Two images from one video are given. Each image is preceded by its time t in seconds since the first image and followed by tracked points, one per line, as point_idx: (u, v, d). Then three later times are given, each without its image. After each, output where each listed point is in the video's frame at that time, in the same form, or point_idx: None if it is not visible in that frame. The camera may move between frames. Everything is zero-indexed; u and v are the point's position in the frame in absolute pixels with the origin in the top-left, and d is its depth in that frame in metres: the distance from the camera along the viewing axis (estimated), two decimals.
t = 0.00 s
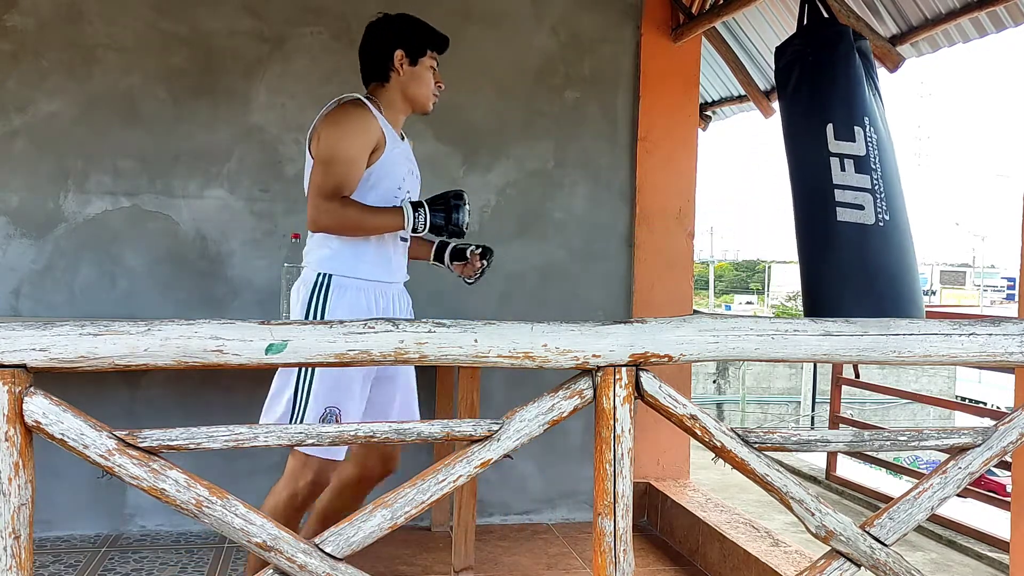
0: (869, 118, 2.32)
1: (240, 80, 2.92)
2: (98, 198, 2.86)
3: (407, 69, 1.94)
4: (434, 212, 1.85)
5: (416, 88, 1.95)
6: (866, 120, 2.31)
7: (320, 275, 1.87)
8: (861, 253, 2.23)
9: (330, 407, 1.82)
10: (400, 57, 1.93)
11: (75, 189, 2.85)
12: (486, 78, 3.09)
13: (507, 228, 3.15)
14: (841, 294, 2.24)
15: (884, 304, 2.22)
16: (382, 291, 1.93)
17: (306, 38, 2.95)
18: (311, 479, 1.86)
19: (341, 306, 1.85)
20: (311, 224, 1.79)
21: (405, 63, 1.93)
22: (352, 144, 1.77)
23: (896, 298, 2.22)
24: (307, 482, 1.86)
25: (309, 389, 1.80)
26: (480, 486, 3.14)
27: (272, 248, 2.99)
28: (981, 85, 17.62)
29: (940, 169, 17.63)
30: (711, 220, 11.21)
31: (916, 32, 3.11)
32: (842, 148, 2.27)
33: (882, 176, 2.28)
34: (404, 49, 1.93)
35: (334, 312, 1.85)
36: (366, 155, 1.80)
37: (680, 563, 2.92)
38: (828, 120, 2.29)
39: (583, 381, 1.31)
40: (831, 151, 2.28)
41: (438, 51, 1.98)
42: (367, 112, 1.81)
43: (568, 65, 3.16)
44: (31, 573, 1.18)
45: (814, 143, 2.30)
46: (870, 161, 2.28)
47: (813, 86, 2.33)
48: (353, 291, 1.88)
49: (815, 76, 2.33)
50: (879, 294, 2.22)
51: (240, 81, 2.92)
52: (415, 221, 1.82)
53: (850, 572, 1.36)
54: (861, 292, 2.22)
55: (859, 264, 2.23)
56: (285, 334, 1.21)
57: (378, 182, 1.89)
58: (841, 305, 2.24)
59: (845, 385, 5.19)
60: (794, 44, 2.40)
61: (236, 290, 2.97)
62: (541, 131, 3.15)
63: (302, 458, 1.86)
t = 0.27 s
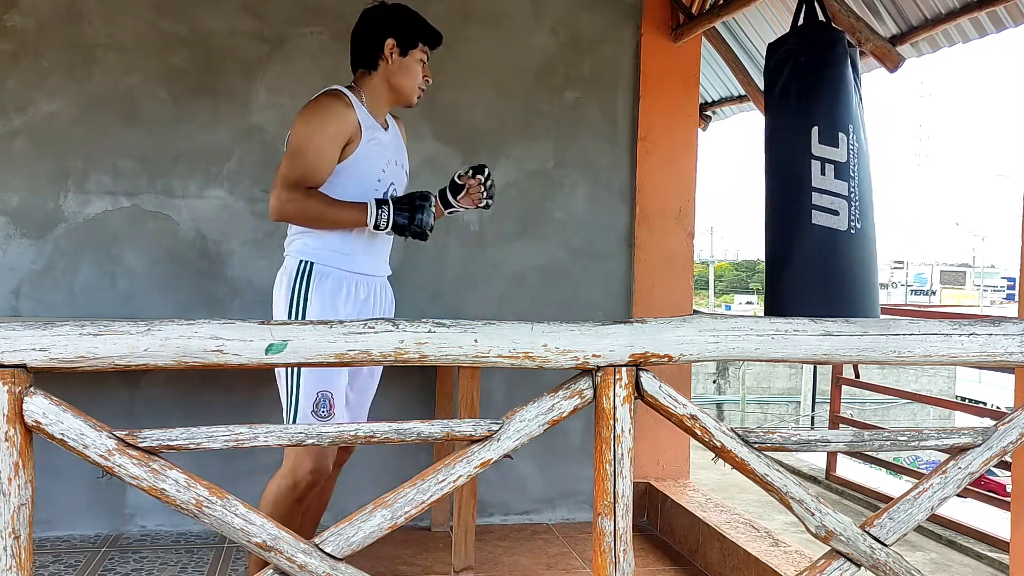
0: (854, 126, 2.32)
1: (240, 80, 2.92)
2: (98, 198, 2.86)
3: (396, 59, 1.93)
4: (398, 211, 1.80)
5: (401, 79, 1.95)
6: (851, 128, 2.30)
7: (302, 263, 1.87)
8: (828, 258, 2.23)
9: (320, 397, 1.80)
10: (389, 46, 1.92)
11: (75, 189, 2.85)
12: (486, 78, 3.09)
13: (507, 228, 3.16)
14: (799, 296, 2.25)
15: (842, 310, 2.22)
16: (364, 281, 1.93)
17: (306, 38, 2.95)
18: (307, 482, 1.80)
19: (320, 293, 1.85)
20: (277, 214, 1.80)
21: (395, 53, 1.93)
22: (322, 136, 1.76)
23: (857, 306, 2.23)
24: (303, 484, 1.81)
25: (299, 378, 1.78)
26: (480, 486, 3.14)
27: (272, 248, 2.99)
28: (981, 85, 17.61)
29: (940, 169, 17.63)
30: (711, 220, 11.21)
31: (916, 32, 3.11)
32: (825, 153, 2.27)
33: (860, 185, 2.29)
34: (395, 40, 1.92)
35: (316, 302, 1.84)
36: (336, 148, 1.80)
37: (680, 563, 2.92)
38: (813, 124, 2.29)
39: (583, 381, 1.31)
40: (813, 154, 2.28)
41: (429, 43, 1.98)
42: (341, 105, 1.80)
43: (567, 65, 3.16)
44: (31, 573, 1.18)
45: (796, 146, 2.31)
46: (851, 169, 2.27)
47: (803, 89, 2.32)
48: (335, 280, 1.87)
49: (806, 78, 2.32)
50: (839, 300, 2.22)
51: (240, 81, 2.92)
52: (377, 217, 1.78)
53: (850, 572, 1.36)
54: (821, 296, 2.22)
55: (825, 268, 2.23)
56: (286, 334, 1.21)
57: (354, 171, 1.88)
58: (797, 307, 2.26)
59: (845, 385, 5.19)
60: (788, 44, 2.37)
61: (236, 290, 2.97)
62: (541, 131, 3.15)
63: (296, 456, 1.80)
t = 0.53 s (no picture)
0: (829, 132, 2.32)
1: (240, 80, 2.92)
2: (98, 198, 2.86)
3: (399, 78, 1.87)
4: (418, 200, 1.74)
5: (401, 99, 1.89)
6: (825, 134, 2.31)
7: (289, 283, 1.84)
8: (778, 257, 2.27)
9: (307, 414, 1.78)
10: (393, 65, 1.86)
11: (75, 189, 2.85)
12: (486, 78, 3.10)
13: (507, 228, 3.16)
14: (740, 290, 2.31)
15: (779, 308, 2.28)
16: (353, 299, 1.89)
17: (306, 38, 2.95)
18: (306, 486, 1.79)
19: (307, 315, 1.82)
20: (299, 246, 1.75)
21: (398, 71, 1.87)
22: (324, 153, 1.72)
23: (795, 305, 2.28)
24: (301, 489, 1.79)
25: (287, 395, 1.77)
26: (480, 486, 3.14)
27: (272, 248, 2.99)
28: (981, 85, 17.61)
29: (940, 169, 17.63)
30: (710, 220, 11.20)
31: (916, 32, 3.11)
32: (795, 154, 2.28)
33: (824, 190, 2.30)
34: (400, 58, 1.87)
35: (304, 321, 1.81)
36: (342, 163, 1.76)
37: (680, 563, 2.92)
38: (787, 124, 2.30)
39: (583, 381, 1.31)
40: (783, 153, 2.29)
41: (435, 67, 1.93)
42: (336, 118, 1.76)
43: (567, 65, 3.16)
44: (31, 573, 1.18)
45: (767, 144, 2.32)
46: (818, 173, 2.29)
47: (785, 88, 2.31)
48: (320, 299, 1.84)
49: (789, 78, 2.31)
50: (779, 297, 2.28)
51: (240, 81, 2.92)
52: (399, 212, 1.71)
53: (850, 572, 1.36)
54: (763, 292, 2.28)
55: (768, 264, 2.28)
56: (286, 335, 1.20)
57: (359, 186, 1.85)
58: (733, 300, 2.32)
59: (845, 385, 5.19)
60: (781, 39, 2.33)
61: (236, 290, 2.97)
62: (541, 131, 3.15)
63: (291, 468, 1.77)
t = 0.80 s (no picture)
0: (813, 132, 2.33)
1: (240, 80, 2.92)
2: (98, 198, 2.86)
3: (438, 87, 1.83)
4: (469, 194, 1.79)
5: (441, 108, 1.85)
6: (808, 133, 2.32)
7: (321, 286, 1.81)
8: (752, 252, 2.27)
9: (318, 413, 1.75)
10: (433, 74, 1.82)
11: (75, 189, 2.85)
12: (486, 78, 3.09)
13: (507, 228, 3.16)
14: (713, 283, 2.28)
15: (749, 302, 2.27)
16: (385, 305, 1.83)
17: (306, 38, 2.95)
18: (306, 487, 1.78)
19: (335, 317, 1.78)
20: (359, 249, 1.70)
21: (438, 80, 1.83)
22: (377, 154, 1.69)
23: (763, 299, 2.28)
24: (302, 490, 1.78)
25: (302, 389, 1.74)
26: (480, 486, 3.14)
27: (272, 248, 2.99)
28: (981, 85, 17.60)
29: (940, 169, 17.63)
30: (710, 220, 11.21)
31: (916, 32, 3.11)
32: (779, 150, 2.28)
33: (802, 188, 2.32)
34: (440, 67, 1.82)
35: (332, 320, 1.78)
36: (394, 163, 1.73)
37: (680, 563, 2.92)
38: (772, 120, 2.29)
39: (583, 381, 1.31)
40: (767, 148, 2.28)
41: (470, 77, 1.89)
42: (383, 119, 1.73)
43: (567, 65, 3.16)
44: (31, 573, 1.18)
45: (749, 139, 2.30)
46: (797, 172, 2.30)
47: (776, 84, 2.30)
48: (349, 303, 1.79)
49: (779, 76, 2.30)
50: (748, 291, 2.27)
51: (240, 81, 2.92)
52: (455, 207, 1.75)
53: (850, 572, 1.36)
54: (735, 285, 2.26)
55: (741, 260, 2.26)
56: (286, 334, 1.20)
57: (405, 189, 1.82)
58: (706, 293, 2.29)
59: (845, 385, 5.19)
60: (778, 36, 2.32)
61: (236, 290, 2.97)
62: (541, 132, 3.15)
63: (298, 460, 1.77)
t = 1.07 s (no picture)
0: (824, 130, 2.31)
1: (240, 80, 2.92)
2: (98, 198, 2.86)
3: (522, 106, 1.86)
4: (481, 233, 1.70)
5: (519, 126, 1.87)
6: (819, 131, 2.29)
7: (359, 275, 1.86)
8: (768, 253, 2.26)
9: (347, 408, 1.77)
10: (520, 93, 1.84)
11: (75, 189, 2.85)
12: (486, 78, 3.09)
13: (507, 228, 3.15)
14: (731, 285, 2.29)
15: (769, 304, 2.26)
16: (419, 301, 1.88)
17: (306, 38, 2.95)
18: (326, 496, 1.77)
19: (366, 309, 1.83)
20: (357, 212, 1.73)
21: (522, 100, 1.85)
22: (418, 146, 1.71)
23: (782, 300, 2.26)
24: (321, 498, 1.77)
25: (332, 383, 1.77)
26: (480, 486, 3.14)
27: (272, 249, 2.99)
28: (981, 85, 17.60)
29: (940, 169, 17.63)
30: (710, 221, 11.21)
31: (916, 32, 3.11)
32: (789, 150, 2.27)
33: (817, 187, 2.29)
34: (528, 86, 1.85)
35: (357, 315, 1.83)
36: (431, 162, 1.74)
37: (680, 563, 2.92)
38: (782, 120, 2.28)
39: (583, 381, 1.31)
40: (777, 149, 2.28)
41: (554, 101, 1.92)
42: (444, 121, 1.76)
43: (567, 65, 3.16)
44: (31, 573, 1.18)
45: (762, 141, 2.31)
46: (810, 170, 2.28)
47: (781, 85, 2.30)
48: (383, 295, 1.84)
49: (785, 76, 2.30)
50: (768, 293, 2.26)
51: (240, 81, 2.92)
52: (458, 234, 1.69)
53: (850, 572, 1.36)
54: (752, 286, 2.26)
55: (760, 261, 2.26)
56: (285, 335, 1.21)
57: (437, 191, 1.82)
58: (723, 295, 2.30)
59: (844, 385, 5.19)
60: (779, 37, 2.32)
61: (236, 291, 2.97)
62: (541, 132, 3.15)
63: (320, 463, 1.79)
